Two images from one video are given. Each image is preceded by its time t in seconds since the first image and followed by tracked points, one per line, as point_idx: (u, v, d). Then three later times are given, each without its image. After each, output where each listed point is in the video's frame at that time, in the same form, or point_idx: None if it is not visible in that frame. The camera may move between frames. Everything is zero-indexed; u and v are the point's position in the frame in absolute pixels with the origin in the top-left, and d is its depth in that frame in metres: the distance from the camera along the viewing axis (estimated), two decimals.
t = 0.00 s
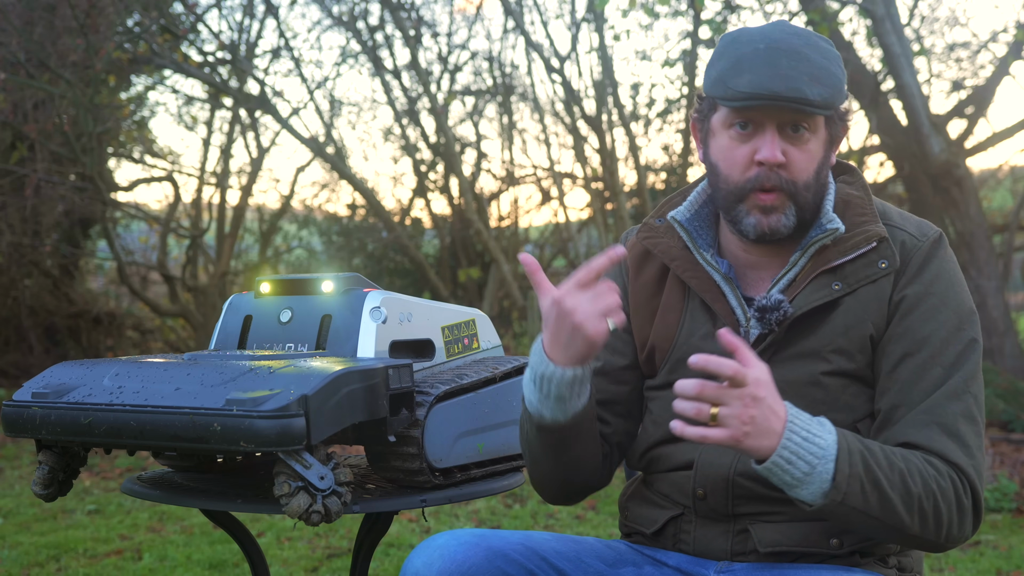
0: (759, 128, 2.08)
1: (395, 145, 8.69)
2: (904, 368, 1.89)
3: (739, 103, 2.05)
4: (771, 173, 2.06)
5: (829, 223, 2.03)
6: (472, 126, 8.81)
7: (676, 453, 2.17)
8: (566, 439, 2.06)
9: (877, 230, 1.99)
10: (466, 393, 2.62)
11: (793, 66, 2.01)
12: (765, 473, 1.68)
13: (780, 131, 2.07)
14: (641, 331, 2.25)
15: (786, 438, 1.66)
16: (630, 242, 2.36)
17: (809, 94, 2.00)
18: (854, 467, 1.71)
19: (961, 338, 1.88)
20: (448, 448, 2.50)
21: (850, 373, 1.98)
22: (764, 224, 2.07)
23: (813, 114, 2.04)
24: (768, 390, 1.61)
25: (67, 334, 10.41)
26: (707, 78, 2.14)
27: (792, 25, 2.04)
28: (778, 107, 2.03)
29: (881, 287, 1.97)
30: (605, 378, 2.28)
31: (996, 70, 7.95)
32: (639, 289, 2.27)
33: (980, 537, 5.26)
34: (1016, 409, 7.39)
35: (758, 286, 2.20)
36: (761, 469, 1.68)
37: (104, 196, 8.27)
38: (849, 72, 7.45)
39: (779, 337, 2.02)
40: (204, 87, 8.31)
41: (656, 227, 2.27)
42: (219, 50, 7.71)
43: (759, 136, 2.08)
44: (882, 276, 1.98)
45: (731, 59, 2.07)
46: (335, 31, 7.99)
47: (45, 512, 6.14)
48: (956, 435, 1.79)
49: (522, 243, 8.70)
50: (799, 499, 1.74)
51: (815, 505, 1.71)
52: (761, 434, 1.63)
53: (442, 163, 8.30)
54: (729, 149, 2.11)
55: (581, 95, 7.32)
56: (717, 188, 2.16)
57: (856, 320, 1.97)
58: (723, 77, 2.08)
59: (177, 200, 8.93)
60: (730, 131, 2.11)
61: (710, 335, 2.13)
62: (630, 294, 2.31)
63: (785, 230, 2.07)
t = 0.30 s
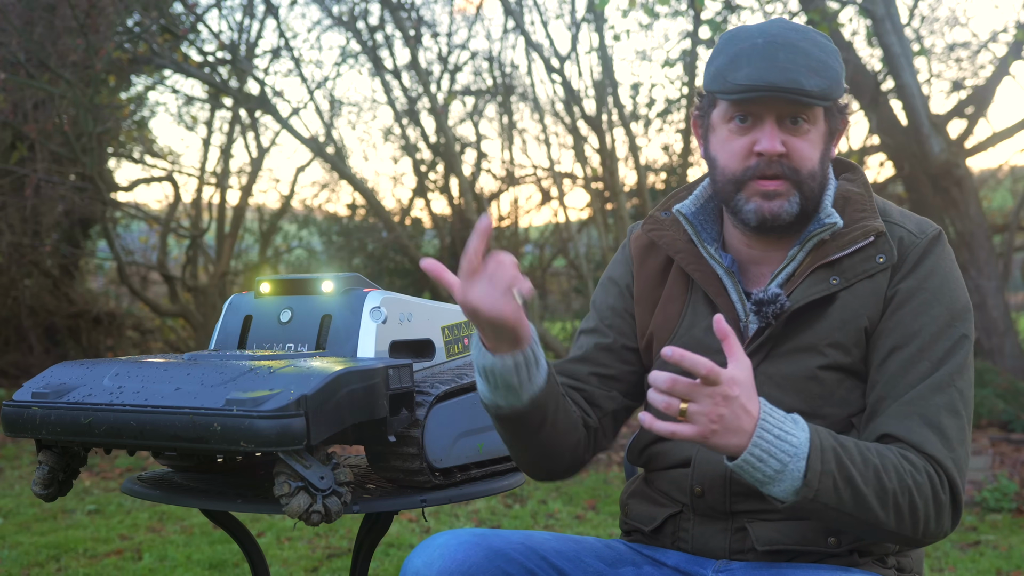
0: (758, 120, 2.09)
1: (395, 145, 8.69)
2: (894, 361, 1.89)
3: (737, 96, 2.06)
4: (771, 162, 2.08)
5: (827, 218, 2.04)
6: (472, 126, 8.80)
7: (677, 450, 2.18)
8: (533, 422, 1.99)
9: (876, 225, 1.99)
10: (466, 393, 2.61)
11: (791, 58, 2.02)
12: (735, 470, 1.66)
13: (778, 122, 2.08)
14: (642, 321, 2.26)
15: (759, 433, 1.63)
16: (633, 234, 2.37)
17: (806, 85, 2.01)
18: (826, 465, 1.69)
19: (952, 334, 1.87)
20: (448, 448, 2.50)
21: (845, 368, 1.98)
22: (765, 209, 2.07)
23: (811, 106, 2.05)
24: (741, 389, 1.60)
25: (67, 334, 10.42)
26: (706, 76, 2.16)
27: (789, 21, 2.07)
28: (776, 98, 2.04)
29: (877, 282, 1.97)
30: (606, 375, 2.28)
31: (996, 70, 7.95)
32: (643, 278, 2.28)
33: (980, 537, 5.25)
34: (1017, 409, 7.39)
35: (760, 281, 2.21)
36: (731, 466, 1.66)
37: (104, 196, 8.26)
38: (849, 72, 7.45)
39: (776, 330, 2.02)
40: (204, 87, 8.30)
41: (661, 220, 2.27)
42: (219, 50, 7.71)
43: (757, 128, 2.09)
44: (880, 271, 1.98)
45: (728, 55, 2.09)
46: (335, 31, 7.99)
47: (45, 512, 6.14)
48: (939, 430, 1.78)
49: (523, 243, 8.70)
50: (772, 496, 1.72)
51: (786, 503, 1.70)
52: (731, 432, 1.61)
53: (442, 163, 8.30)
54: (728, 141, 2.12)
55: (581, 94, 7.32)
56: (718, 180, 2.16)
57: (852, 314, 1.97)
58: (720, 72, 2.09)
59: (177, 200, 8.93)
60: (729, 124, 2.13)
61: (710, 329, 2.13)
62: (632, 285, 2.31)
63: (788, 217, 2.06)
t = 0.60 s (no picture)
0: (760, 132, 2.08)
1: (395, 145, 8.68)
2: (904, 367, 1.89)
3: (739, 109, 2.04)
4: (774, 174, 2.07)
5: (826, 223, 2.03)
6: (472, 126, 8.80)
7: (676, 452, 2.18)
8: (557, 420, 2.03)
9: (875, 228, 1.99)
10: (466, 393, 2.62)
11: (791, 69, 2.01)
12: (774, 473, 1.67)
13: (780, 133, 2.07)
14: (639, 332, 2.26)
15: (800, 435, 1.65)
16: (626, 242, 2.37)
17: (808, 98, 2.00)
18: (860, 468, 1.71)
19: (960, 336, 1.88)
20: (447, 448, 2.50)
21: (849, 372, 1.98)
22: (766, 224, 2.08)
23: (813, 117, 2.04)
24: (785, 391, 1.60)
25: (67, 334, 10.42)
26: (702, 83, 2.14)
27: (789, 28, 2.04)
28: (779, 111, 2.03)
29: (880, 286, 1.97)
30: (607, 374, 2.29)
31: (996, 70, 7.95)
32: (636, 291, 2.28)
33: (980, 537, 5.26)
34: (1016, 409, 7.39)
35: (757, 287, 2.21)
36: (771, 468, 1.67)
37: (104, 196, 8.26)
38: (849, 72, 7.45)
39: (779, 337, 2.01)
40: (204, 87, 8.30)
41: (654, 228, 2.28)
42: (219, 49, 7.71)
43: (759, 139, 2.08)
44: (882, 275, 1.98)
45: (728, 65, 2.06)
46: (335, 31, 7.98)
47: (45, 512, 6.14)
48: (959, 434, 1.80)
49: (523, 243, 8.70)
50: (805, 499, 1.73)
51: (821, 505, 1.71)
52: (775, 434, 1.62)
53: (442, 163, 8.30)
54: (728, 153, 2.12)
55: (581, 95, 7.32)
56: (718, 191, 2.16)
57: (855, 318, 1.97)
58: (721, 83, 2.07)
59: (177, 200, 8.94)
60: (729, 135, 2.11)
61: (709, 335, 2.14)
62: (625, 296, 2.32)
63: (790, 230, 2.07)
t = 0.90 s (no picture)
0: (731, 118, 2.10)
1: (395, 145, 8.68)
2: (896, 363, 1.89)
3: (706, 94, 2.08)
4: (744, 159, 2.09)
5: (822, 219, 2.04)
6: (472, 126, 8.79)
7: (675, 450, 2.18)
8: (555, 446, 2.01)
9: (871, 225, 1.99)
10: (466, 393, 2.62)
11: (758, 55, 2.03)
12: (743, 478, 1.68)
13: (752, 119, 2.09)
14: (639, 322, 2.26)
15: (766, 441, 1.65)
16: (629, 236, 2.37)
17: (771, 81, 2.02)
18: (832, 470, 1.70)
19: (952, 335, 1.87)
20: (448, 448, 2.50)
21: (844, 369, 1.98)
22: (741, 210, 2.09)
23: (783, 102, 2.06)
24: (751, 398, 1.60)
25: (67, 334, 10.42)
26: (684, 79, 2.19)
27: (763, 21, 2.08)
28: (745, 95, 2.06)
29: (874, 282, 1.97)
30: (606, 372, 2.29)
31: (996, 70, 7.95)
32: (638, 281, 2.28)
33: (980, 537, 5.25)
34: (1016, 409, 7.38)
35: (754, 283, 2.21)
36: (740, 473, 1.67)
37: (104, 196, 8.26)
38: (849, 72, 7.44)
39: (773, 332, 2.02)
40: (204, 87, 8.30)
41: (657, 222, 2.27)
42: (219, 50, 7.71)
43: (731, 126, 2.11)
44: (876, 271, 1.98)
45: (701, 56, 2.11)
46: (335, 31, 7.98)
47: (45, 512, 6.14)
48: (941, 434, 1.79)
49: (523, 243, 8.70)
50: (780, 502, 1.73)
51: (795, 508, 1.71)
52: (741, 441, 1.62)
53: (442, 163, 8.30)
54: (703, 143, 2.15)
55: (581, 95, 7.32)
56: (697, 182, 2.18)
57: (850, 314, 1.97)
58: (692, 72, 2.11)
59: (177, 200, 8.94)
60: (704, 124, 2.14)
61: (706, 330, 2.13)
62: (629, 286, 2.32)
63: (764, 216, 2.08)
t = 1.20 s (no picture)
0: (749, 129, 2.10)
1: (395, 145, 8.69)
2: (903, 370, 1.89)
3: (727, 105, 2.07)
4: (763, 172, 2.09)
5: (827, 225, 2.03)
6: (472, 126, 8.79)
7: (675, 452, 2.18)
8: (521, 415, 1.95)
9: (876, 230, 1.99)
10: (466, 393, 2.61)
11: (779, 66, 2.02)
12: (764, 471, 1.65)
13: (771, 130, 2.09)
14: (642, 327, 2.27)
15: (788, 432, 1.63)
16: (631, 238, 2.37)
17: (794, 94, 2.02)
18: (850, 471, 1.69)
19: (957, 341, 1.87)
20: (448, 448, 2.49)
21: (847, 374, 1.98)
22: (759, 220, 2.09)
23: (802, 113, 2.06)
24: (779, 389, 1.58)
25: (67, 334, 10.42)
26: (696, 81, 2.16)
27: (780, 26, 2.06)
28: (766, 107, 2.05)
29: (879, 288, 1.97)
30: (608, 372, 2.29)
31: (996, 70, 7.95)
32: (640, 285, 2.29)
33: (980, 537, 5.25)
34: (1016, 409, 7.38)
35: (758, 287, 2.22)
36: (759, 467, 1.65)
37: (105, 196, 8.26)
38: (849, 72, 7.44)
39: (778, 338, 2.02)
40: (204, 87, 8.30)
41: (658, 225, 2.27)
42: (219, 50, 7.71)
43: (750, 136, 2.11)
44: (881, 277, 1.98)
45: (717, 63, 2.09)
46: (335, 31, 7.98)
47: (45, 512, 6.14)
48: (950, 439, 1.79)
49: (523, 243, 8.71)
50: (795, 499, 1.71)
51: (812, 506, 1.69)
52: (765, 431, 1.60)
53: (442, 163, 8.30)
54: (720, 150, 2.14)
55: (581, 95, 7.32)
56: (711, 188, 2.18)
57: (854, 320, 1.97)
58: (709, 79, 2.10)
59: (177, 200, 8.93)
60: (721, 132, 2.14)
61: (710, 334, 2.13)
62: (631, 289, 2.32)
63: (782, 226, 2.08)
